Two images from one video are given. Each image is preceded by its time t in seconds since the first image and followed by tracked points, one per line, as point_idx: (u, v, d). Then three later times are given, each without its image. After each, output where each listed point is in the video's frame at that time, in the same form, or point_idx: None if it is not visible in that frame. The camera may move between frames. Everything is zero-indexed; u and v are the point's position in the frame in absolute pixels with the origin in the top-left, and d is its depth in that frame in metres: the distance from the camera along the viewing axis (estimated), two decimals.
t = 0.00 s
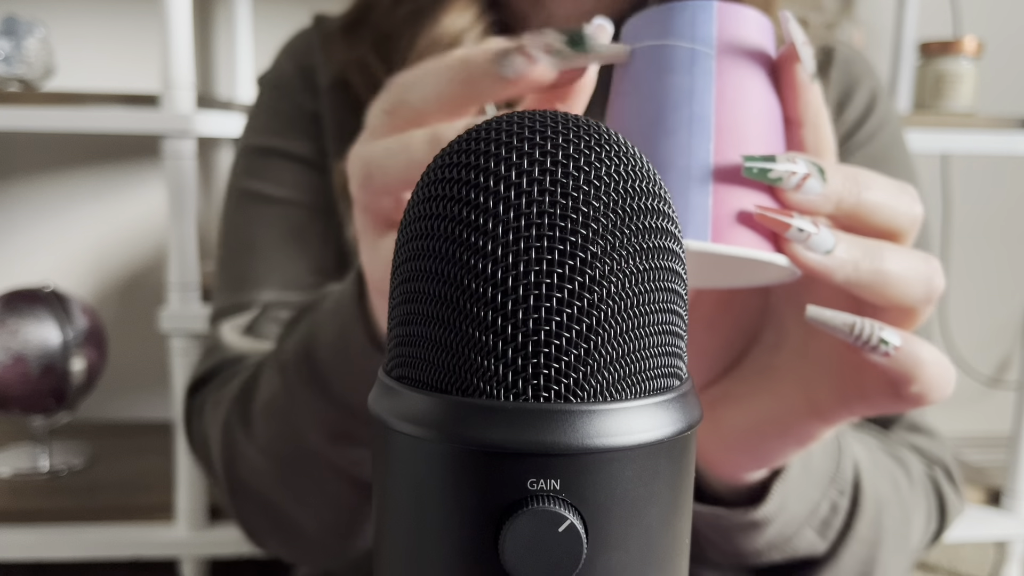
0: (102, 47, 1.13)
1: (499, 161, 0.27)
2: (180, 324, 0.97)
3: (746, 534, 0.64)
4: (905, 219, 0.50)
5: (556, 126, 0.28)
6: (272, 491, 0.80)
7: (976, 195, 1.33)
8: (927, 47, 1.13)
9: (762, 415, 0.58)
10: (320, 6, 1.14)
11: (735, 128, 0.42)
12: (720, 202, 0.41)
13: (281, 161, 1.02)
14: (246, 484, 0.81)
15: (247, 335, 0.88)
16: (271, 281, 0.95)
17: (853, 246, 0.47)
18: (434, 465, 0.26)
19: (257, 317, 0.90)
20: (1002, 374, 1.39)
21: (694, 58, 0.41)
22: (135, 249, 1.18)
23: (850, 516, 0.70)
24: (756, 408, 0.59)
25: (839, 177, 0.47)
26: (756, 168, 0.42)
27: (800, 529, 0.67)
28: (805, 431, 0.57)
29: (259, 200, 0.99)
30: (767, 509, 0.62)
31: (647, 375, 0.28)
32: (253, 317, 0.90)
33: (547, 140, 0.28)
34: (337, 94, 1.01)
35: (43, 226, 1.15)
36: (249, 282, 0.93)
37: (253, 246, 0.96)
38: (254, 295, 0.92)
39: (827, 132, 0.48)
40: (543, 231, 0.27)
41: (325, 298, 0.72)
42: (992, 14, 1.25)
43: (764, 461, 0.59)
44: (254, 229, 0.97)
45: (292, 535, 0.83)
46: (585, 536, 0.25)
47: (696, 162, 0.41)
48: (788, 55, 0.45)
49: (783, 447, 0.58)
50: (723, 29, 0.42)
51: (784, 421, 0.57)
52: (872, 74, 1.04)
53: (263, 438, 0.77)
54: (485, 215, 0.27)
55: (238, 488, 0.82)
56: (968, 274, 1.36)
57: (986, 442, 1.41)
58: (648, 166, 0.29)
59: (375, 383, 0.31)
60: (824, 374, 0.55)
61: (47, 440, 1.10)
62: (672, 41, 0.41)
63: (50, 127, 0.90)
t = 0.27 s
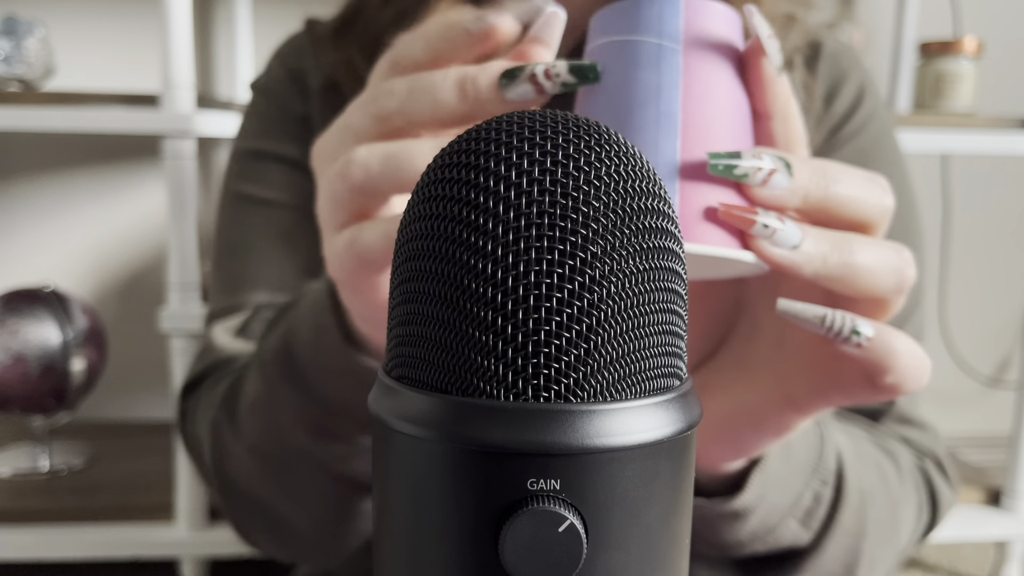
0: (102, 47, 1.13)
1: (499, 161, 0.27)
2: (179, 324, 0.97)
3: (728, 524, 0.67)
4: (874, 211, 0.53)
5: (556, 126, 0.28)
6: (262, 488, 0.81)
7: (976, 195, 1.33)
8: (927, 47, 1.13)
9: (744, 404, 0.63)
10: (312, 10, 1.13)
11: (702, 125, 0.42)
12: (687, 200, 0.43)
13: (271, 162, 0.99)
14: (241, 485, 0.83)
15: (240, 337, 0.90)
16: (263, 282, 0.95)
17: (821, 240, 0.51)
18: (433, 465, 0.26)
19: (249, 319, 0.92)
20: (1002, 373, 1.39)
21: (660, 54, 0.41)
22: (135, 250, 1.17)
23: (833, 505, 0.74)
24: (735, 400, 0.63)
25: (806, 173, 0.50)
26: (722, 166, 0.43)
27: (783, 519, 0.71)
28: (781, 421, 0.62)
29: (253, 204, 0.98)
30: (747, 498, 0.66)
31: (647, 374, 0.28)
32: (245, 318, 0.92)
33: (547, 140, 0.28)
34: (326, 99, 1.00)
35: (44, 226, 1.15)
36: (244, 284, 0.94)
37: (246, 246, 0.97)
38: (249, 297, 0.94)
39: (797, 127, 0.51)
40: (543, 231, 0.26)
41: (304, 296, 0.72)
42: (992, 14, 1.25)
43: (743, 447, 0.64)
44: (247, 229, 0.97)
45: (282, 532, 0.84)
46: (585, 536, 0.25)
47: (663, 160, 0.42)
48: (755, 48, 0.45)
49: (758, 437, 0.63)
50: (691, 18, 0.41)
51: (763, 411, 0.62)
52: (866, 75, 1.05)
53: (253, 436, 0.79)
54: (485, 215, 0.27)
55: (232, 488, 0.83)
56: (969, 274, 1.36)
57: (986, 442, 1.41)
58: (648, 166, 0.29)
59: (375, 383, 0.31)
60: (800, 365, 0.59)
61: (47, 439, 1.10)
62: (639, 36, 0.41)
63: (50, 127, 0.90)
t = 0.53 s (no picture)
0: (102, 47, 1.13)
1: (499, 161, 0.27)
2: (179, 324, 0.97)
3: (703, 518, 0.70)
4: (831, 203, 0.53)
5: (556, 126, 0.28)
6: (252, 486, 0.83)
7: (976, 195, 1.33)
8: (926, 47, 1.13)
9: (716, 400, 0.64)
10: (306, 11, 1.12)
11: (655, 125, 0.42)
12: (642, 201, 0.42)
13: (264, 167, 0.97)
14: (234, 487, 0.84)
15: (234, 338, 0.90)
16: (255, 283, 0.94)
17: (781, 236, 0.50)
18: (434, 464, 0.26)
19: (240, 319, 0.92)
20: (1001, 374, 1.40)
21: (611, 54, 0.41)
22: (135, 250, 1.17)
23: (813, 499, 0.76)
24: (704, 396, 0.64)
25: (762, 169, 0.49)
26: (675, 166, 0.43)
27: (763, 513, 0.74)
28: (751, 413, 0.63)
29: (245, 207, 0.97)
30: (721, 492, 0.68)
31: (647, 374, 0.28)
32: (236, 319, 0.92)
33: (547, 140, 0.28)
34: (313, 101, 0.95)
35: (44, 226, 1.15)
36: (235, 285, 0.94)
37: (234, 249, 0.95)
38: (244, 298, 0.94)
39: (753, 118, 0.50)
40: (543, 231, 0.26)
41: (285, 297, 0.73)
42: (991, 14, 1.25)
43: (715, 438, 0.65)
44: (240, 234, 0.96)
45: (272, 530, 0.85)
46: (585, 536, 0.25)
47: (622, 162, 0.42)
48: (705, 46, 0.45)
49: (731, 429, 0.65)
50: (641, 17, 0.41)
51: (735, 405, 0.63)
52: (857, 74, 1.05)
53: (241, 436, 0.81)
54: (485, 215, 0.27)
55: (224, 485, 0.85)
56: (968, 275, 1.36)
57: (986, 443, 1.42)
58: (648, 166, 0.29)
59: (375, 383, 0.31)
60: (769, 361, 0.60)
61: (47, 439, 1.10)
62: (590, 37, 0.41)
63: (50, 127, 0.90)
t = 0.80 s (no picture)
0: (102, 47, 1.13)
1: (499, 161, 0.27)
2: (180, 323, 0.98)
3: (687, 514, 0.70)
4: (791, 206, 0.54)
5: (556, 126, 0.28)
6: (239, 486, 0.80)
7: (976, 195, 1.33)
8: (927, 47, 1.13)
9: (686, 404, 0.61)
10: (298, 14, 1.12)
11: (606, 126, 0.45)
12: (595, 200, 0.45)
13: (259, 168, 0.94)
14: (222, 488, 0.82)
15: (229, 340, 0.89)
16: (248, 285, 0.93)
17: (737, 238, 0.51)
18: (434, 465, 0.26)
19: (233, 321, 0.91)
20: (1001, 374, 1.40)
21: (567, 63, 0.44)
22: (136, 251, 1.17)
23: (796, 496, 0.76)
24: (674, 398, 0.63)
25: (717, 173, 0.51)
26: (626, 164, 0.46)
27: (744, 511, 0.73)
28: (724, 412, 0.62)
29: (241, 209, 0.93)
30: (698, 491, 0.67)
31: (647, 375, 0.28)
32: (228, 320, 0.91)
33: (547, 140, 0.28)
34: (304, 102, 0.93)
35: (44, 226, 1.15)
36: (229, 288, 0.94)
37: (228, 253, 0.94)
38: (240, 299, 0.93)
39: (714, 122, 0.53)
40: (543, 231, 0.26)
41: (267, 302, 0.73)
42: (992, 14, 1.25)
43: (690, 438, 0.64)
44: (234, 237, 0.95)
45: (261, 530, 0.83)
46: (585, 536, 0.25)
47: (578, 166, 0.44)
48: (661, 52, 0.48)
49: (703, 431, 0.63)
50: (595, 24, 0.45)
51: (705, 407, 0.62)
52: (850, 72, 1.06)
53: (230, 437, 0.78)
54: (485, 215, 0.27)
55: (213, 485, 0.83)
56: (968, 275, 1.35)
57: (986, 442, 1.42)
58: (648, 166, 0.29)
59: (375, 383, 0.31)
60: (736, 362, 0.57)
61: (47, 439, 1.10)
62: (547, 45, 0.44)
63: (50, 127, 0.90)
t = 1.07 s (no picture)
0: (102, 48, 1.13)
1: (499, 161, 0.27)
2: (179, 323, 0.97)
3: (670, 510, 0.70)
4: (755, 208, 0.49)
5: (556, 126, 0.28)
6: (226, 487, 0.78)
7: (976, 195, 1.33)
8: (926, 47, 1.13)
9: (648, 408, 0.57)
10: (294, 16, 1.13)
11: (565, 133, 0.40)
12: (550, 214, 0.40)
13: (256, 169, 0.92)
14: (210, 489, 0.80)
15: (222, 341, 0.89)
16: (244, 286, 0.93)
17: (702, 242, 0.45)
18: (433, 465, 0.26)
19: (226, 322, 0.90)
20: (1001, 374, 1.40)
21: (525, 68, 0.40)
22: (135, 251, 1.17)
23: (777, 494, 0.73)
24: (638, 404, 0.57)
25: (674, 176, 0.44)
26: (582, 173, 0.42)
27: (724, 509, 0.71)
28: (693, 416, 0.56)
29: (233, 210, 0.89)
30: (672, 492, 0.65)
31: (647, 374, 0.28)
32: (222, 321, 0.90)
33: (547, 140, 0.28)
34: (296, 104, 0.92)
35: (45, 226, 1.15)
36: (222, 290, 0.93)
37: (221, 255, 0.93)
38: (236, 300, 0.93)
39: (674, 109, 0.46)
40: (543, 231, 0.26)
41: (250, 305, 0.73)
42: (992, 14, 1.25)
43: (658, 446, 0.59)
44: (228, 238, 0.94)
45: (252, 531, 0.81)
46: (585, 536, 0.25)
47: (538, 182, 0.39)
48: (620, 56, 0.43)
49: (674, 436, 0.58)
50: (555, 29, 0.41)
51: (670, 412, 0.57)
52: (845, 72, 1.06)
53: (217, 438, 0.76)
54: (486, 215, 0.27)
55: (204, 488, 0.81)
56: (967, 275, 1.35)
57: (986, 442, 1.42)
58: (648, 166, 0.29)
59: (374, 383, 0.31)
60: (699, 361, 0.52)
61: (47, 439, 1.10)
62: (505, 51, 0.40)
63: (50, 127, 0.90)
